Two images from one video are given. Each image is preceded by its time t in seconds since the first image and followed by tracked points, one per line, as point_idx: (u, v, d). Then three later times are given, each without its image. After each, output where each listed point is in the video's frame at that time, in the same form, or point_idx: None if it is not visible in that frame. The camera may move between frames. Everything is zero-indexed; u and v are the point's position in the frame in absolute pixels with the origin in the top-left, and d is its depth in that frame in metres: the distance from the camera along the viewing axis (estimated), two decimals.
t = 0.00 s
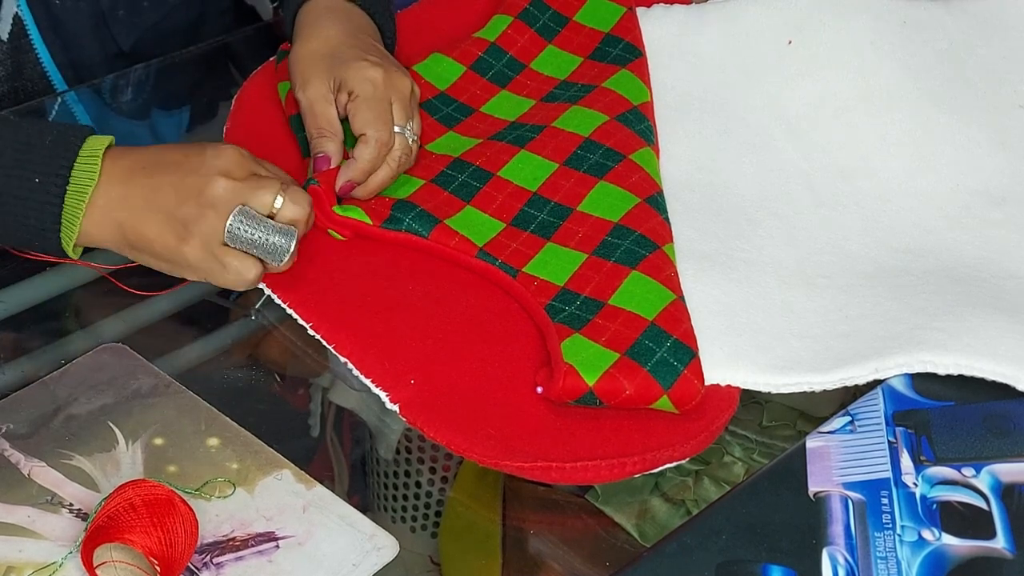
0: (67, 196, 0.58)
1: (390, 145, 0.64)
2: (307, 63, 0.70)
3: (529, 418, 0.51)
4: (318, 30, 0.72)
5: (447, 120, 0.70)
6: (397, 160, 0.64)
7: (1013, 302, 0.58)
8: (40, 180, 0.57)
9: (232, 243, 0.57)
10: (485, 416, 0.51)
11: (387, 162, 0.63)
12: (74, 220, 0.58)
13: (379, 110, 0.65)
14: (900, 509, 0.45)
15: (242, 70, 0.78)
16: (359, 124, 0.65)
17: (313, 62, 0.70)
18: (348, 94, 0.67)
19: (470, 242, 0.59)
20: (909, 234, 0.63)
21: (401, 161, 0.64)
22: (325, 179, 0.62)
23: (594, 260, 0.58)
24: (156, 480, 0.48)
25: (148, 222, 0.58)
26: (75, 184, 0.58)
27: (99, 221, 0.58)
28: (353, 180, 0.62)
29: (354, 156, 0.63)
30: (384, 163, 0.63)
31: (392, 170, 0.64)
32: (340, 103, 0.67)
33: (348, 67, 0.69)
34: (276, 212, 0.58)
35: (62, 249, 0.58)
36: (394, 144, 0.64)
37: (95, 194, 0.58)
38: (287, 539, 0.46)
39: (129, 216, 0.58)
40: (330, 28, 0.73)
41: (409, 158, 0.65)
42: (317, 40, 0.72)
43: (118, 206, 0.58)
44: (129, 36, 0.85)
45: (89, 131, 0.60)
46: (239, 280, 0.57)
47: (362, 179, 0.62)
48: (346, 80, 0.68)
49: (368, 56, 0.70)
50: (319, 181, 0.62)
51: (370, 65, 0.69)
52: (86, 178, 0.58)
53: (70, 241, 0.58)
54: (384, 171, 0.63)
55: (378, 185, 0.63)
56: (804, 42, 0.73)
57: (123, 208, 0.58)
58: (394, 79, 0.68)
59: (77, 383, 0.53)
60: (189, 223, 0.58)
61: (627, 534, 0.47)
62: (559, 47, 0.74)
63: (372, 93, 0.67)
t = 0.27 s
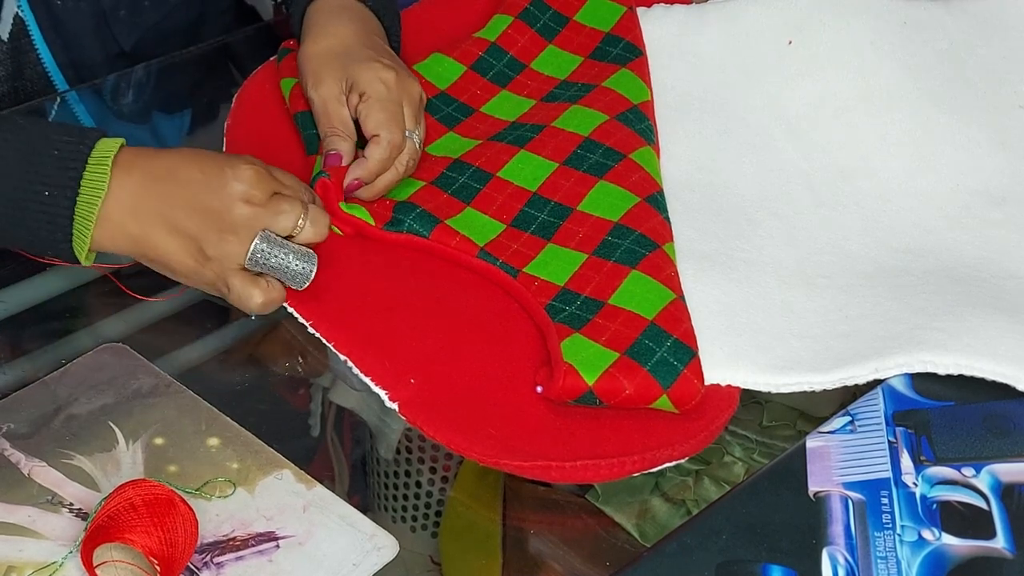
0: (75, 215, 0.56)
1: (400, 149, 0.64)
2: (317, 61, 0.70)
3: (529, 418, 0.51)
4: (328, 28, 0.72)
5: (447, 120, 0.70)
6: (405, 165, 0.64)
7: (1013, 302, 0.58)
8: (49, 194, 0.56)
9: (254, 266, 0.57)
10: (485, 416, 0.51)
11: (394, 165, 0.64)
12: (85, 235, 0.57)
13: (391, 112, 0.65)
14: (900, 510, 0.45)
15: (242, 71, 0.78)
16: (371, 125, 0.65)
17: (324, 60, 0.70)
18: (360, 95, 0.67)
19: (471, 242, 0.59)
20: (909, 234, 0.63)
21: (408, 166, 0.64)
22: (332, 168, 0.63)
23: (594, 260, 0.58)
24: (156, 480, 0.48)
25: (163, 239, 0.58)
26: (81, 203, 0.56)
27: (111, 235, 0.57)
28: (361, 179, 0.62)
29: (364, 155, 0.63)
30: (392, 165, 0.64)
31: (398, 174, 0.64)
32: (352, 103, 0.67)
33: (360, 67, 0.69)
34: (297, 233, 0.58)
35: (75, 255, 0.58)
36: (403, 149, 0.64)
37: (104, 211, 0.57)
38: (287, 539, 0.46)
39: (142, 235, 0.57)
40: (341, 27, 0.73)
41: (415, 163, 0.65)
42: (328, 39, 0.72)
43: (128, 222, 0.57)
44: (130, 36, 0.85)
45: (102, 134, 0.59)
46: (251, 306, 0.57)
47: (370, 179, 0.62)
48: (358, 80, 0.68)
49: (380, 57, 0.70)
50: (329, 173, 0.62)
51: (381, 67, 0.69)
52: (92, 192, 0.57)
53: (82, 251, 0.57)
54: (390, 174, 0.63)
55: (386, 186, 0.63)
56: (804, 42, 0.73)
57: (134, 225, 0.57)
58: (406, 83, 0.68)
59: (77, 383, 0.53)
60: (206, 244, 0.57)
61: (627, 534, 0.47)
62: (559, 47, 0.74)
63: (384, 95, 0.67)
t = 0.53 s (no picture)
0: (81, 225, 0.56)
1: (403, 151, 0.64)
2: (318, 63, 0.70)
3: (528, 417, 0.51)
4: (329, 31, 0.72)
5: (447, 120, 0.70)
6: (406, 167, 0.64)
7: (1013, 302, 0.58)
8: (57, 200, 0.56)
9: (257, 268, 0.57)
10: (484, 415, 0.51)
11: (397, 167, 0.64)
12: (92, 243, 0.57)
13: (393, 114, 0.65)
14: (900, 510, 0.45)
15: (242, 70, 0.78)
16: (373, 126, 0.65)
17: (325, 62, 0.70)
18: (362, 97, 0.67)
19: (471, 242, 0.59)
20: (909, 234, 0.63)
21: (410, 169, 0.64)
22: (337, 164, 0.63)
23: (594, 260, 0.58)
24: (156, 480, 0.48)
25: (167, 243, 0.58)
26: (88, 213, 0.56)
27: (117, 240, 0.58)
28: (364, 179, 0.62)
29: (367, 156, 0.62)
30: (394, 167, 0.63)
31: (399, 176, 0.64)
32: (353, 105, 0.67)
33: (361, 68, 0.68)
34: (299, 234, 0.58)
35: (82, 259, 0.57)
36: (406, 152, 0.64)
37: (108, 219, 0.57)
38: (287, 539, 0.46)
39: (148, 240, 0.58)
40: (341, 29, 0.73)
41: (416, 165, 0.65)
42: (328, 42, 0.72)
43: (132, 227, 0.58)
44: (132, 36, 0.85)
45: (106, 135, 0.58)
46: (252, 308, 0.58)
47: (373, 180, 0.62)
48: (360, 82, 0.67)
49: (381, 59, 0.70)
50: (331, 168, 0.62)
51: (383, 69, 0.68)
52: (96, 199, 0.57)
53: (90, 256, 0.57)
54: (392, 176, 0.63)
55: (388, 188, 0.63)
56: (804, 42, 0.73)
57: (139, 230, 0.58)
58: (407, 85, 0.68)
59: (77, 383, 0.53)
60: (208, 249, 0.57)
61: (627, 533, 0.47)
62: (559, 47, 0.74)
63: (386, 97, 0.66)
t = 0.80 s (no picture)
0: (84, 203, 0.59)
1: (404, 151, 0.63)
2: (320, 61, 0.70)
3: (528, 417, 0.51)
4: (330, 30, 0.72)
5: (447, 120, 0.70)
6: (406, 167, 0.64)
7: (1013, 302, 0.58)
8: (62, 174, 0.58)
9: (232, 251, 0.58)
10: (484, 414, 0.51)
11: (397, 167, 0.63)
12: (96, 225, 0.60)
13: (394, 114, 0.65)
14: (900, 510, 0.45)
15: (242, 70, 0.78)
16: (375, 126, 0.64)
17: (327, 60, 0.70)
18: (364, 96, 0.67)
19: (471, 241, 0.59)
20: (909, 234, 0.63)
21: (410, 169, 0.64)
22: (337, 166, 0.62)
23: (594, 260, 0.58)
24: (156, 480, 0.48)
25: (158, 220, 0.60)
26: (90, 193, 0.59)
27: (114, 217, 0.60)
28: (365, 178, 0.62)
29: (368, 155, 0.62)
30: (394, 167, 0.63)
31: (399, 176, 0.64)
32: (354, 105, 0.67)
33: (363, 67, 0.68)
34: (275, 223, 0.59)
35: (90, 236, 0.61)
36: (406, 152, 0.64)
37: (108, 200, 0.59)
38: (286, 538, 0.46)
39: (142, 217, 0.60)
40: (342, 28, 0.73)
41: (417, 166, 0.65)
42: (329, 40, 0.72)
43: (128, 205, 0.60)
44: (131, 35, 0.85)
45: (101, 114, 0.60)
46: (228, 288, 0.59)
47: (373, 179, 0.62)
48: (361, 82, 0.67)
49: (383, 59, 0.70)
50: (331, 171, 0.62)
51: (385, 68, 0.68)
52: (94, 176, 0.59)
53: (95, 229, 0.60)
54: (392, 176, 0.63)
55: (389, 187, 0.63)
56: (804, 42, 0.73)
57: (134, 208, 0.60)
58: (409, 85, 0.68)
59: (77, 382, 0.53)
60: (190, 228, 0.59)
61: (627, 533, 0.47)
62: (559, 46, 0.74)
63: (387, 96, 0.66)
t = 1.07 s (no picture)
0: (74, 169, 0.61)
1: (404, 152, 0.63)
2: (320, 62, 0.70)
3: (528, 417, 0.51)
4: (331, 31, 0.72)
5: (447, 120, 0.70)
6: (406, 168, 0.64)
7: (1013, 302, 0.58)
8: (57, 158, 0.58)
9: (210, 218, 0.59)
10: (484, 414, 0.51)
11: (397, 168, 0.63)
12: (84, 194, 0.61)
13: (394, 115, 0.65)
14: (900, 510, 0.45)
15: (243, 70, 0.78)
16: (375, 127, 0.64)
17: (328, 62, 0.70)
18: (364, 97, 0.67)
19: (471, 241, 0.59)
20: (909, 234, 0.63)
21: (410, 170, 0.64)
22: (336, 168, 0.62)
23: (594, 260, 0.58)
24: (156, 480, 0.48)
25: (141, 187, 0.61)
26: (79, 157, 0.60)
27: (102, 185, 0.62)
28: (365, 179, 0.61)
29: (368, 156, 0.62)
30: (394, 168, 0.63)
31: (399, 177, 0.64)
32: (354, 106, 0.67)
33: (364, 69, 0.68)
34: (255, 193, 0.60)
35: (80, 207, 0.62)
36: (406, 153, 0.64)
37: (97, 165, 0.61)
38: (286, 538, 0.46)
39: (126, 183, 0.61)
40: (343, 29, 0.73)
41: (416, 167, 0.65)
42: (330, 42, 0.72)
43: (113, 170, 0.61)
44: (131, 34, 0.85)
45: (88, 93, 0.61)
46: (205, 252, 0.60)
47: (373, 180, 0.62)
48: (362, 83, 0.67)
49: (383, 60, 0.70)
50: (331, 172, 0.62)
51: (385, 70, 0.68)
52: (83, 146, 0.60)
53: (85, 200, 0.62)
54: (392, 177, 0.63)
55: (388, 188, 0.63)
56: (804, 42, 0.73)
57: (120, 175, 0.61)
58: (409, 88, 0.68)
59: (77, 382, 0.53)
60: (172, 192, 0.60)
61: (626, 533, 0.47)
62: (559, 46, 0.74)
63: (387, 98, 0.66)
